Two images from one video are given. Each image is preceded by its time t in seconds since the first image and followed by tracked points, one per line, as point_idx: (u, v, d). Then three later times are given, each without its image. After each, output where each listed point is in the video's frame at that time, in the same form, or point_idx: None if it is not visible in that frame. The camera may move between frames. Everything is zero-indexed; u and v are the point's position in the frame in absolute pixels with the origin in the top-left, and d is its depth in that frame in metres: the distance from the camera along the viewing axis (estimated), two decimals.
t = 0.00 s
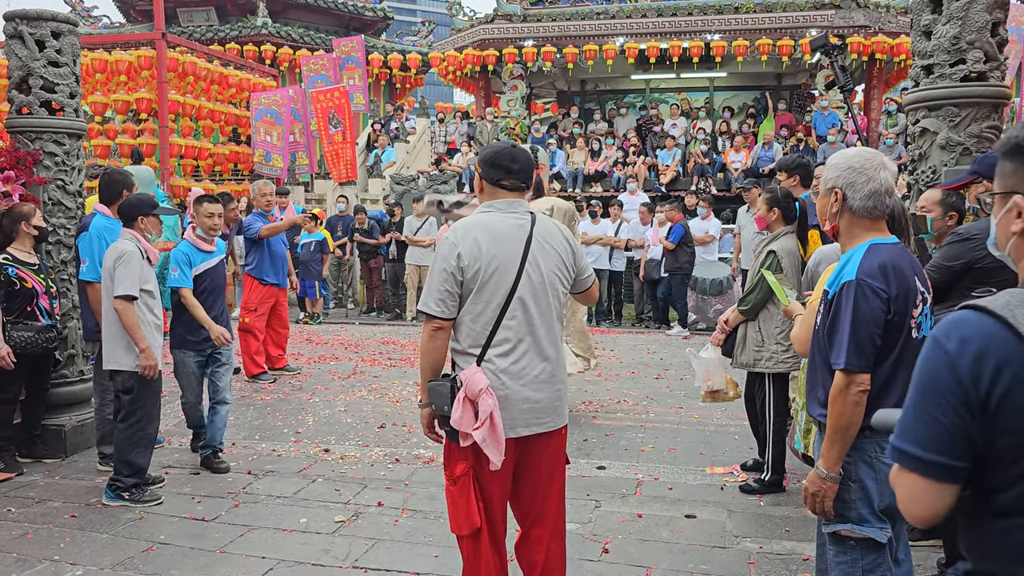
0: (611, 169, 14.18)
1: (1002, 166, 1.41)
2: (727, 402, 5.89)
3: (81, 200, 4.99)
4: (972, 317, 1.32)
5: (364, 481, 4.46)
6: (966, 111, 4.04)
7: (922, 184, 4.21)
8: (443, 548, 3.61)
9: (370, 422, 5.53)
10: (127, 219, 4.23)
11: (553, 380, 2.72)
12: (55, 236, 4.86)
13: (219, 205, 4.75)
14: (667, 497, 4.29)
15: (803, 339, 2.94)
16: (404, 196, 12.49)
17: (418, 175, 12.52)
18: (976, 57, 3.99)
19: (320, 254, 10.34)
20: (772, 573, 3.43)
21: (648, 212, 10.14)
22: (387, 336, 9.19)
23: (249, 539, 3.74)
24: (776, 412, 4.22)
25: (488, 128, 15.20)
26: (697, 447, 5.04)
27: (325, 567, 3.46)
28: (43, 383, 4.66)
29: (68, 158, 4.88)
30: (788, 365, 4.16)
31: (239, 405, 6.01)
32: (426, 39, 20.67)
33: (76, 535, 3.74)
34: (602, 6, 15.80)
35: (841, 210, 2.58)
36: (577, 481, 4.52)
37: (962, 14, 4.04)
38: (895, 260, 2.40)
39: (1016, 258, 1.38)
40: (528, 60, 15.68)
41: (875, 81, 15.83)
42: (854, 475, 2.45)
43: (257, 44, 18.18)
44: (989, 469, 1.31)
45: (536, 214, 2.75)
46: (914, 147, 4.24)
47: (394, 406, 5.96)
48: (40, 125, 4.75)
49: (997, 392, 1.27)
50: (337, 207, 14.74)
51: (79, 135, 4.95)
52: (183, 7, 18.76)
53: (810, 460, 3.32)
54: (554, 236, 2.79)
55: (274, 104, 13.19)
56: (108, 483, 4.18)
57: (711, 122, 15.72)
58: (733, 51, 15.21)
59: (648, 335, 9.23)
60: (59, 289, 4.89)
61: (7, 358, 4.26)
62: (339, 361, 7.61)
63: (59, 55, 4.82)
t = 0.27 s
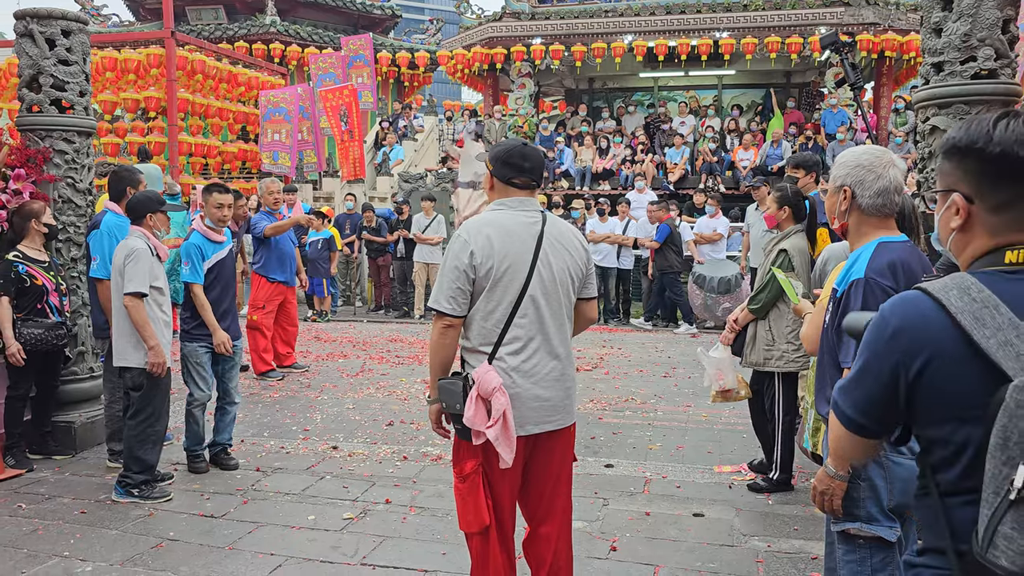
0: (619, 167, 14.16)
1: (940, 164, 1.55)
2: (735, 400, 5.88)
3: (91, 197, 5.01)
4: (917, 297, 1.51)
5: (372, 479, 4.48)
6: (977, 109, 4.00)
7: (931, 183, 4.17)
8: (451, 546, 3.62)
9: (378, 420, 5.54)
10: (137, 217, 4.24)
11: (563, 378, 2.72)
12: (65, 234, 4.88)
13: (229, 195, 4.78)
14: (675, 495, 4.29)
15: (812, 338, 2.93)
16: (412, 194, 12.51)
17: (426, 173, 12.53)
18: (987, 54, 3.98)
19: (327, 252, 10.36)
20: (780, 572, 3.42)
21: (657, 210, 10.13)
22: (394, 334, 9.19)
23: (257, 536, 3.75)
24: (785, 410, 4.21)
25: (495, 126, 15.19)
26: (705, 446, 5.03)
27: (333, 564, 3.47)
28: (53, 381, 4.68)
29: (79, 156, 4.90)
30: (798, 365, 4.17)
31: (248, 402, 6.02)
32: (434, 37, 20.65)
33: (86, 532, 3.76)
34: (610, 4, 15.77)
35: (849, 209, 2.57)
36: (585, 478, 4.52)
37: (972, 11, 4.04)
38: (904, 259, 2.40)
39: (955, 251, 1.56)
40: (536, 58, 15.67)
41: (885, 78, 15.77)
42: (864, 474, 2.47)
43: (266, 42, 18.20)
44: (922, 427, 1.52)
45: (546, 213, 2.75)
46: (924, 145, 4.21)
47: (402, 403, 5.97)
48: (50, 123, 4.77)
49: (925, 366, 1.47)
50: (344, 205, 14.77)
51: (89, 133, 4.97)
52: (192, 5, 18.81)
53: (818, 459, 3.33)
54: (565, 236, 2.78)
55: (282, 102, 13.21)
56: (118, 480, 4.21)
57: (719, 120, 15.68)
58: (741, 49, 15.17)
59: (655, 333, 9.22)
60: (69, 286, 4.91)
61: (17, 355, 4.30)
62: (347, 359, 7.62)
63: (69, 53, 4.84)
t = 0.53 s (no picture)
0: (627, 166, 14.14)
1: (928, 165, 1.65)
2: (743, 400, 5.87)
3: (101, 196, 5.03)
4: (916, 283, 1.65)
5: (380, 477, 4.48)
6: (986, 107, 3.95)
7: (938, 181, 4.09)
8: (458, 544, 3.63)
9: (386, 418, 5.55)
10: (140, 215, 4.26)
11: (571, 377, 2.73)
12: (74, 232, 4.90)
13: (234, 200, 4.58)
14: (682, 495, 4.28)
15: (821, 337, 2.92)
16: (420, 193, 12.52)
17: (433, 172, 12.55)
18: (997, 53, 3.95)
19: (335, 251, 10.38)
20: (788, 571, 3.41)
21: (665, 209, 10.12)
22: (402, 333, 9.21)
23: (265, 533, 3.77)
24: (793, 409, 4.20)
25: (503, 124, 15.18)
26: (712, 445, 5.02)
27: (341, 562, 3.48)
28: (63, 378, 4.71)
29: (88, 154, 4.93)
30: (806, 363, 4.16)
31: (256, 400, 6.04)
32: (442, 36, 20.66)
33: (96, 529, 3.78)
34: (618, 2, 15.75)
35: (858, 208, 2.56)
36: (593, 477, 4.53)
37: (982, 10, 4.03)
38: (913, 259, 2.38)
39: (943, 248, 1.66)
40: (544, 57, 15.65)
41: (894, 77, 15.70)
42: (871, 473, 2.45)
43: (274, 41, 18.21)
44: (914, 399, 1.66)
45: (556, 213, 2.75)
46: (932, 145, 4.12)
47: (410, 402, 5.97)
48: (60, 121, 4.79)
49: (918, 343, 1.61)
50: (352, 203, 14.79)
51: (99, 132, 4.99)
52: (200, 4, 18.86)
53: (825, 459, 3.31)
54: (574, 235, 2.78)
55: (290, 101, 13.31)
56: (127, 477, 4.23)
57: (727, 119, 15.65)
58: (750, 47, 15.12)
59: (663, 333, 9.20)
60: (78, 284, 4.93)
61: (26, 353, 4.34)
62: (355, 357, 7.64)
63: (79, 52, 4.86)
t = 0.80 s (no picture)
0: (633, 165, 14.13)
1: (928, 164, 1.65)
2: (749, 399, 5.86)
3: (109, 194, 5.05)
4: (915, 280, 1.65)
5: (386, 475, 4.49)
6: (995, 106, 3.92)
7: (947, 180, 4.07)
8: (464, 543, 3.63)
9: (392, 417, 5.56)
10: (147, 215, 4.29)
11: (578, 376, 2.73)
12: (82, 230, 4.92)
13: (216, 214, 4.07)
14: (688, 494, 4.28)
15: (829, 336, 2.92)
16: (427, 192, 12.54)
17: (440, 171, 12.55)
18: (1005, 51, 3.93)
19: (341, 249, 10.40)
20: (794, 571, 3.41)
21: (671, 208, 10.10)
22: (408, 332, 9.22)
23: (272, 531, 3.78)
24: (799, 406, 4.20)
25: (509, 123, 15.18)
26: (719, 444, 5.02)
27: (347, 560, 3.48)
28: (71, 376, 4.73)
29: (96, 153, 4.94)
30: (812, 360, 4.14)
31: (262, 399, 6.05)
32: (449, 34, 20.66)
33: (103, 526, 3.79)
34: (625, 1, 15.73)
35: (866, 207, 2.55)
36: (599, 476, 4.53)
37: (991, 8, 4.00)
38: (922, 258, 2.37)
39: (943, 246, 1.66)
40: (550, 56, 15.64)
41: (902, 75, 15.65)
42: (878, 473, 2.42)
43: (281, 40, 18.20)
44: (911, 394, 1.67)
45: (564, 212, 2.76)
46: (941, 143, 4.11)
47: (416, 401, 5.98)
48: (68, 120, 4.81)
49: (911, 340, 1.61)
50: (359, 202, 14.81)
51: (107, 131, 5.00)
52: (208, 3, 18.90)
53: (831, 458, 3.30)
54: (582, 235, 2.79)
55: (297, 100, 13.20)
56: (134, 475, 4.24)
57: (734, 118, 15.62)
58: (757, 46, 15.09)
59: (669, 332, 9.20)
60: (86, 282, 4.95)
61: (35, 351, 4.36)
62: (361, 356, 7.65)
63: (87, 51, 4.86)
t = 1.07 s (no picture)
0: (640, 164, 14.12)
1: (933, 162, 1.65)
2: (756, 399, 5.85)
3: (117, 193, 5.07)
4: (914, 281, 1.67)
5: (392, 473, 4.50)
6: (1004, 106, 3.90)
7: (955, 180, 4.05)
8: (470, 542, 3.64)
9: (398, 416, 5.57)
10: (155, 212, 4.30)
11: (586, 373, 2.75)
12: (90, 229, 4.94)
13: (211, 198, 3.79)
14: (694, 493, 4.28)
15: (835, 336, 2.91)
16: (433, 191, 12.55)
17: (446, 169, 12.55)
18: (1015, 51, 3.91)
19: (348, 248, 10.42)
20: (800, 571, 3.40)
21: (678, 207, 10.09)
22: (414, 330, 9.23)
23: (278, 529, 3.80)
24: (804, 404, 4.19)
25: (516, 122, 15.18)
26: (725, 444, 5.01)
27: (354, 558, 3.50)
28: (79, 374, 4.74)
29: (104, 152, 4.96)
30: (818, 359, 4.15)
31: (269, 397, 6.07)
32: (456, 33, 20.67)
33: (111, 523, 3.81)
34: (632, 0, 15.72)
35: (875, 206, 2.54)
36: (605, 475, 4.53)
37: (1000, 7, 3.98)
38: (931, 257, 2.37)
39: (947, 245, 1.65)
40: (557, 55, 15.63)
41: (910, 74, 15.59)
42: (886, 473, 2.42)
43: (287, 39, 18.20)
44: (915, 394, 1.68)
45: (575, 209, 2.77)
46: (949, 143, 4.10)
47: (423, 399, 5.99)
48: (76, 119, 4.82)
49: (912, 340, 1.62)
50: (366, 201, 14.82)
51: (115, 129, 5.02)
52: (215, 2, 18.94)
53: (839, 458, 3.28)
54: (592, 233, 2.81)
55: (304, 98, 13.46)
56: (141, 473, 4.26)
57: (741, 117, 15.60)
58: (764, 45, 15.06)
59: (676, 331, 9.19)
60: (95, 280, 4.97)
61: (44, 348, 4.37)
62: (368, 354, 7.66)
63: (95, 50, 4.87)
